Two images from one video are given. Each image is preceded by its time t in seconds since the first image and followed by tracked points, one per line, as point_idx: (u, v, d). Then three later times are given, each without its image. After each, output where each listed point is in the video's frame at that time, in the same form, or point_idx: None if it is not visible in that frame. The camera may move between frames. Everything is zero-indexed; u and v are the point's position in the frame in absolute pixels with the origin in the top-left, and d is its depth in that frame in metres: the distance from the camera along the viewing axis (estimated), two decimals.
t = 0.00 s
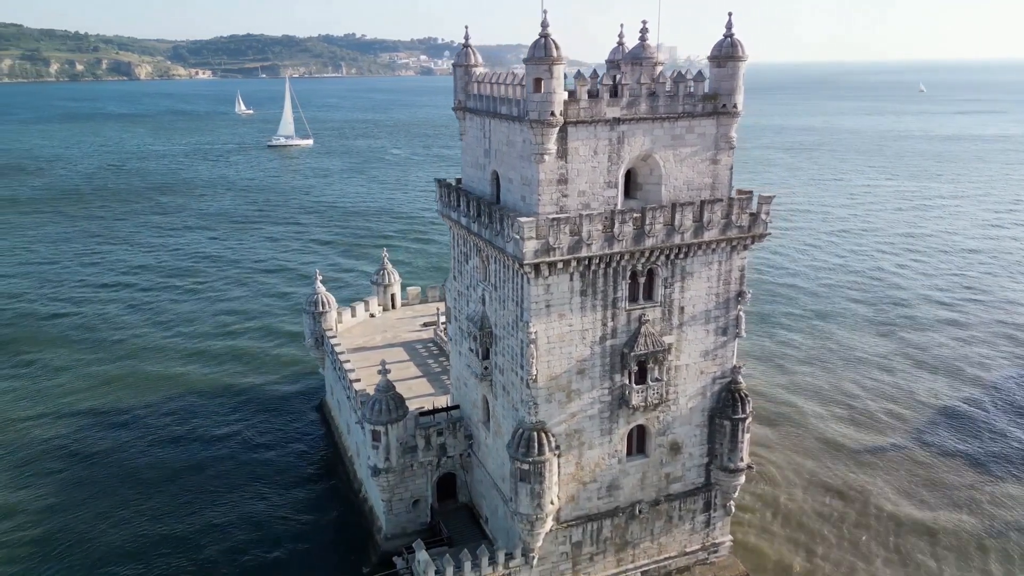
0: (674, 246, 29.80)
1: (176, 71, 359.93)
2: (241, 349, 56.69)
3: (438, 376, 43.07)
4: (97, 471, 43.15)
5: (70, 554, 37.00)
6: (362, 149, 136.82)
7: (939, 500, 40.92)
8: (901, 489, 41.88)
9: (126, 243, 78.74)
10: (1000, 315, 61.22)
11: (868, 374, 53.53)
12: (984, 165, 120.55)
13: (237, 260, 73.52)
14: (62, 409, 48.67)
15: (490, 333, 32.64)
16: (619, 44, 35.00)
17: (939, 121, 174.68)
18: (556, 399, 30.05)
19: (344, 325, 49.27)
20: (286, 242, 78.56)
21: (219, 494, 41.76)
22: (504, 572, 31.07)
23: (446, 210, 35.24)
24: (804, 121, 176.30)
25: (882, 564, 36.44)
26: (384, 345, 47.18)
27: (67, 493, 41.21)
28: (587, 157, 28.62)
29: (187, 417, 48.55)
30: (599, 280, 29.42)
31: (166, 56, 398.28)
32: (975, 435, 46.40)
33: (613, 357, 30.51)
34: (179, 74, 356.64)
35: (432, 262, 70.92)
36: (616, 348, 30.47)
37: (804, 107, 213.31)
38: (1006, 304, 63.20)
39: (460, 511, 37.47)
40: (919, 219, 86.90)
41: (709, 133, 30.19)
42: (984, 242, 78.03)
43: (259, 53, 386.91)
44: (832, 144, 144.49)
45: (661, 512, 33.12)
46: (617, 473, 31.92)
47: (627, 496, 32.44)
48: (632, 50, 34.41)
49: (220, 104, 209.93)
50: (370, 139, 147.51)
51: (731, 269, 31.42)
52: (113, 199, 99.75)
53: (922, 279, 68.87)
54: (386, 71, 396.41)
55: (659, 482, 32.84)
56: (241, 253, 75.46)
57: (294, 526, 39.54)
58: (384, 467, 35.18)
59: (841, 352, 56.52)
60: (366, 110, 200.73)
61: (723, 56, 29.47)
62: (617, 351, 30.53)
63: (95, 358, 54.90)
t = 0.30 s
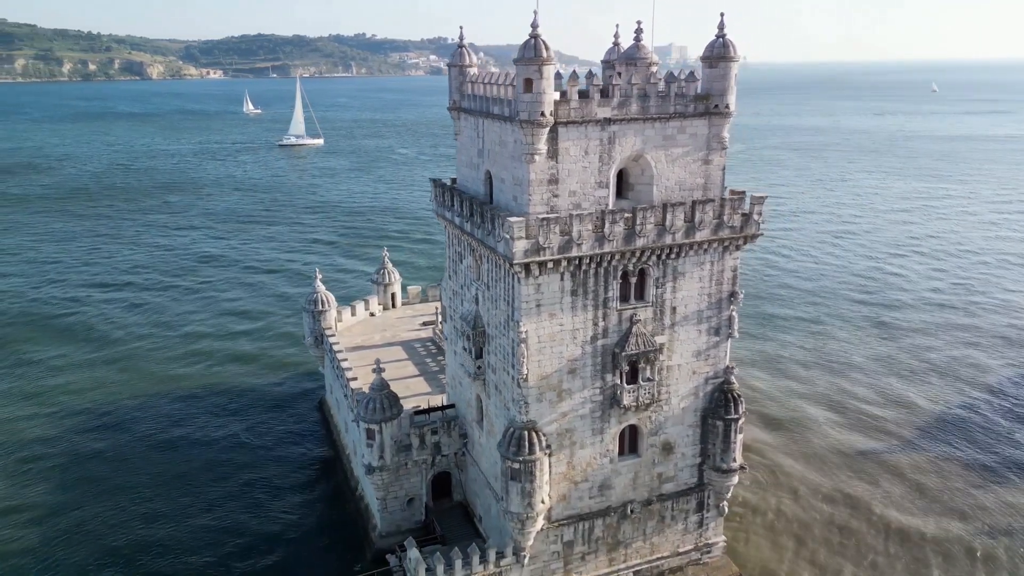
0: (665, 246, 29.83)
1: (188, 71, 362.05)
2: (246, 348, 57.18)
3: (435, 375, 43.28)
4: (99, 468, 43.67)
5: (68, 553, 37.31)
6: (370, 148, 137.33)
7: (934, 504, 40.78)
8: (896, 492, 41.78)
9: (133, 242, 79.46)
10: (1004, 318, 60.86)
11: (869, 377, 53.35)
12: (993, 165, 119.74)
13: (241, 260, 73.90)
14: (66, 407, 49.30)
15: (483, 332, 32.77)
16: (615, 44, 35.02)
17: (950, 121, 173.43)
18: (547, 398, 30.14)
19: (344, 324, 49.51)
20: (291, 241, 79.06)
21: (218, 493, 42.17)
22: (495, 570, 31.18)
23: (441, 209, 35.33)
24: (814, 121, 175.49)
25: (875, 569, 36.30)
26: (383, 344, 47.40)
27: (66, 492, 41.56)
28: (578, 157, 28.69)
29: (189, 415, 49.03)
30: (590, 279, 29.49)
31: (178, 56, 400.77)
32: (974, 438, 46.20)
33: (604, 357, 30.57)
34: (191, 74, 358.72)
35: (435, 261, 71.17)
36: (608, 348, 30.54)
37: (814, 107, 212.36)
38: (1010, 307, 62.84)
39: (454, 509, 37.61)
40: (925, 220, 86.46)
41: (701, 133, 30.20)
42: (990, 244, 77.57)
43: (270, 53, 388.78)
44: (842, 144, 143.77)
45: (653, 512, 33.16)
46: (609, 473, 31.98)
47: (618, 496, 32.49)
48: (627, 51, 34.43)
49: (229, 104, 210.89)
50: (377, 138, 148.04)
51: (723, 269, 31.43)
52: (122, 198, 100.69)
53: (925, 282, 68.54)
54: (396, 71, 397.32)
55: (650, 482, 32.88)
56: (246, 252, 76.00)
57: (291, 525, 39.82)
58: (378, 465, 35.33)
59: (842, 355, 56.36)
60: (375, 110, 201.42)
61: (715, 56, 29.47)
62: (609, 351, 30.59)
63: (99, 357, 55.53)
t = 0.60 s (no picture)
0: (657, 246, 29.87)
1: (198, 71, 363.84)
2: (249, 347, 57.63)
3: (433, 374, 43.45)
4: (99, 466, 44.10)
5: (67, 551, 37.63)
6: (377, 148, 137.74)
7: (930, 506, 40.67)
8: (893, 494, 41.69)
9: (139, 241, 80.09)
10: (1008, 321, 60.52)
11: (869, 379, 53.18)
12: (1003, 166, 118.98)
13: (245, 259, 74.26)
14: (69, 404, 49.81)
15: (476, 332, 32.87)
16: (610, 45, 35.06)
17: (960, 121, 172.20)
18: (539, 398, 30.23)
19: (344, 323, 49.74)
20: (296, 241, 79.46)
21: (216, 492, 42.48)
22: (487, 569, 31.28)
23: (436, 209, 35.44)
24: (823, 121, 174.72)
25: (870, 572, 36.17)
26: (382, 343, 47.60)
27: (66, 491, 41.86)
28: (569, 157, 28.77)
29: (190, 414, 49.43)
30: (582, 279, 29.56)
31: (189, 56, 402.85)
32: (974, 442, 46.03)
33: (596, 357, 30.64)
34: (201, 74, 360.45)
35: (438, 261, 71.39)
36: (600, 347, 30.60)
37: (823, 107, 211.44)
38: (1014, 310, 62.52)
39: (450, 508, 37.74)
40: (932, 222, 86.03)
41: (693, 133, 30.23)
42: (996, 246, 77.16)
43: (280, 53, 390.27)
44: (850, 145, 143.13)
45: (646, 512, 33.19)
46: (602, 473, 32.03)
47: (611, 496, 32.54)
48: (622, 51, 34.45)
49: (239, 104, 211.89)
50: (385, 138, 148.46)
51: (716, 270, 31.44)
52: (130, 197, 101.44)
53: (929, 284, 68.19)
54: (405, 70, 397.98)
55: (643, 482, 32.91)
56: (251, 251, 76.46)
57: (289, 524, 40.05)
58: (373, 463, 35.48)
59: (843, 357, 56.17)
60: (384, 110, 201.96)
61: (707, 56, 29.46)
62: (601, 351, 30.65)
63: (103, 355, 56.06)
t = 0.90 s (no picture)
0: (649, 246, 29.95)
1: (208, 70, 365.76)
2: (251, 347, 58.07)
3: (431, 373, 43.65)
4: (100, 464, 44.57)
5: (64, 549, 37.92)
6: (384, 148, 138.19)
7: (926, 507, 40.62)
8: (889, 495, 41.66)
9: (145, 240, 80.77)
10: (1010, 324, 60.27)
11: (870, 382, 53.04)
12: (1012, 167, 118.29)
13: (249, 260, 74.62)
14: (72, 402, 50.35)
15: (470, 331, 33.02)
16: (606, 45, 35.13)
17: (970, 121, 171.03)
18: (531, 397, 30.35)
19: (344, 323, 50.02)
20: (301, 241, 79.95)
21: (215, 490, 42.84)
22: (479, 567, 31.43)
23: (431, 209, 35.55)
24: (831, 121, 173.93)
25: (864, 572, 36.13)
26: (382, 342, 47.84)
27: (65, 490, 42.21)
28: (560, 158, 28.89)
29: (191, 413, 49.88)
30: (573, 279, 29.67)
31: (199, 55, 405.05)
32: (973, 444, 45.90)
33: (588, 357, 30.73)
34: (211, 74, 362.30)
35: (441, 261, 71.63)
36: (591, 347, 30.69)
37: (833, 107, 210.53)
38: (1017, 312, 62.23)
39: (445, 506, 37.89)
40: (937, 223, 85.66)
41: (686, 134, 30.29)
42: (1001, 248, 76.79)
43: (289, 53, 391.81)
44: (858, 145, 142.52)
45: (638, 512, 33.27)
46: (594, 472, 32.13)
47: (603, 495, 32.64)
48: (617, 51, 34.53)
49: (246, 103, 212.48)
50: (392, 138, 148.93)
51: (708, 270, 31.49)
52: (138, 196, 102.22)
53: (933, 286, 67.94)
54: (414, 70, 398.71)
55: (636, 482, 33.00)
56: (255, 251, 76.99)
57: (286, 523, 40.32)
58: (368, 462, 35.68)
59: (845, 359, 56.06)
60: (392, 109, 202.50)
61: (699, 57, 29.53)
62: (593, 351, 30.75)
63: (107, 354, 56.64)
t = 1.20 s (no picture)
0: (641, 246, 30.03)
1: (219, 70, 367.78)
2: (254, 346, 58.48)
3: (429, 372, 43.84)
4: (101, 460, 45.05)
5: (65, 545, 38.30)
6: (391, 147, 138.65)
7: (923, 510, 40.57)
8: (886, 497, 41.62)
9: (152, 239, 81.41)
10: (1013, 327, 60.00)
11: (870, 384, 52.97)
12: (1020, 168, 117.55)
13: (253, 259, 75.02)
14: (76, 399, 50.90)
15: (464, 330, 33.16)
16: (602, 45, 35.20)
17: (981, 122, 169.82)
18: (523, 396, 30.48)
19: (344, 321, 50.27)
20: (306, 240, 80.39)
21: (214, 487, 43.18)
22: (472, 566, 31.58)
23: (427, 209, 35.66)
24: (840, 121, 173.12)
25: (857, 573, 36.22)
26: (382, 341, 48.06)
27: (67, 487, 42.60)
28: (552, 158, 28.99)
29: (193, 410, 50.34)
30: (565, 279, 29.78)
31: (210, 55, 407.19)
32: (972, 447, 45.83)
33: (580, 356, 30.84)
34: (222, 74, 364.25)
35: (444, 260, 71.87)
36: (583, 346, 30.80)
37: (842, 107, 209.47)
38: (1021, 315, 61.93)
39: (441, 505, 38.04)
40: (943, 224, 85.26)
41: (678, 134, 30.34)
42: (1006, 250, 76.38)
43: (299, 52, 393.37)
44: (867, 145, 141.86)
45: (632, 511, 33.34)
46: (587, 471, 32.24)
47: (596, 494, 32.73)
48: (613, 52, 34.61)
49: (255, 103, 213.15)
50: (400, 138, 149.36)
51: (701, 270, 31.55)
52: (145, 195, 102.97)
53: (937, 288, 67.65)
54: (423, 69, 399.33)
55: (629, 481, 33.08)
56: (261, 250, 77.48)
57: (285, 520, 40.59)
58: (364, 459, 35.89)
59: (845, 362, 55.96)
60: (400, 109, 202.93)
61: (691, 57, 29.56)
62: (585, 350, 30.85)
63: (111, 351, 57.21)
